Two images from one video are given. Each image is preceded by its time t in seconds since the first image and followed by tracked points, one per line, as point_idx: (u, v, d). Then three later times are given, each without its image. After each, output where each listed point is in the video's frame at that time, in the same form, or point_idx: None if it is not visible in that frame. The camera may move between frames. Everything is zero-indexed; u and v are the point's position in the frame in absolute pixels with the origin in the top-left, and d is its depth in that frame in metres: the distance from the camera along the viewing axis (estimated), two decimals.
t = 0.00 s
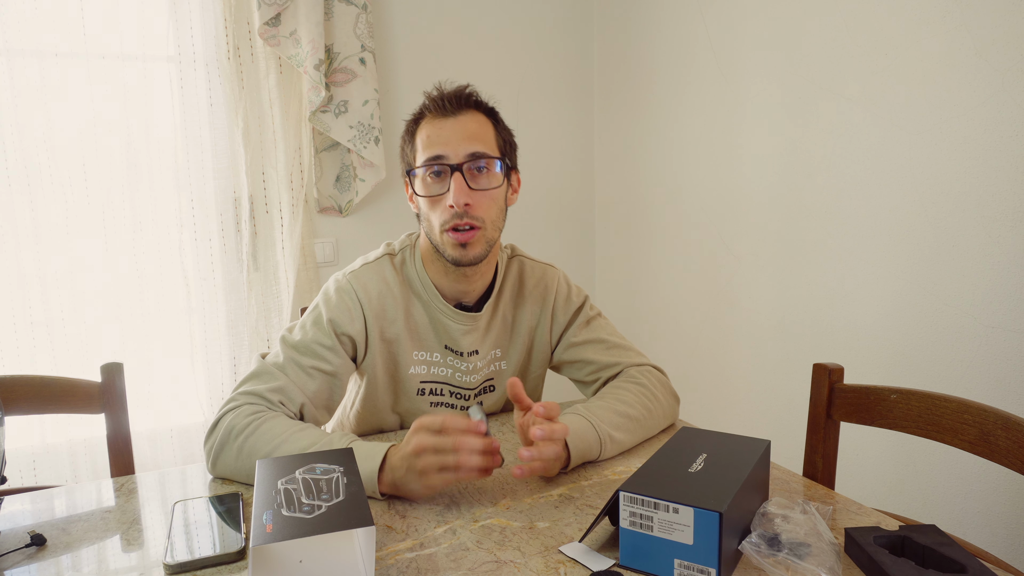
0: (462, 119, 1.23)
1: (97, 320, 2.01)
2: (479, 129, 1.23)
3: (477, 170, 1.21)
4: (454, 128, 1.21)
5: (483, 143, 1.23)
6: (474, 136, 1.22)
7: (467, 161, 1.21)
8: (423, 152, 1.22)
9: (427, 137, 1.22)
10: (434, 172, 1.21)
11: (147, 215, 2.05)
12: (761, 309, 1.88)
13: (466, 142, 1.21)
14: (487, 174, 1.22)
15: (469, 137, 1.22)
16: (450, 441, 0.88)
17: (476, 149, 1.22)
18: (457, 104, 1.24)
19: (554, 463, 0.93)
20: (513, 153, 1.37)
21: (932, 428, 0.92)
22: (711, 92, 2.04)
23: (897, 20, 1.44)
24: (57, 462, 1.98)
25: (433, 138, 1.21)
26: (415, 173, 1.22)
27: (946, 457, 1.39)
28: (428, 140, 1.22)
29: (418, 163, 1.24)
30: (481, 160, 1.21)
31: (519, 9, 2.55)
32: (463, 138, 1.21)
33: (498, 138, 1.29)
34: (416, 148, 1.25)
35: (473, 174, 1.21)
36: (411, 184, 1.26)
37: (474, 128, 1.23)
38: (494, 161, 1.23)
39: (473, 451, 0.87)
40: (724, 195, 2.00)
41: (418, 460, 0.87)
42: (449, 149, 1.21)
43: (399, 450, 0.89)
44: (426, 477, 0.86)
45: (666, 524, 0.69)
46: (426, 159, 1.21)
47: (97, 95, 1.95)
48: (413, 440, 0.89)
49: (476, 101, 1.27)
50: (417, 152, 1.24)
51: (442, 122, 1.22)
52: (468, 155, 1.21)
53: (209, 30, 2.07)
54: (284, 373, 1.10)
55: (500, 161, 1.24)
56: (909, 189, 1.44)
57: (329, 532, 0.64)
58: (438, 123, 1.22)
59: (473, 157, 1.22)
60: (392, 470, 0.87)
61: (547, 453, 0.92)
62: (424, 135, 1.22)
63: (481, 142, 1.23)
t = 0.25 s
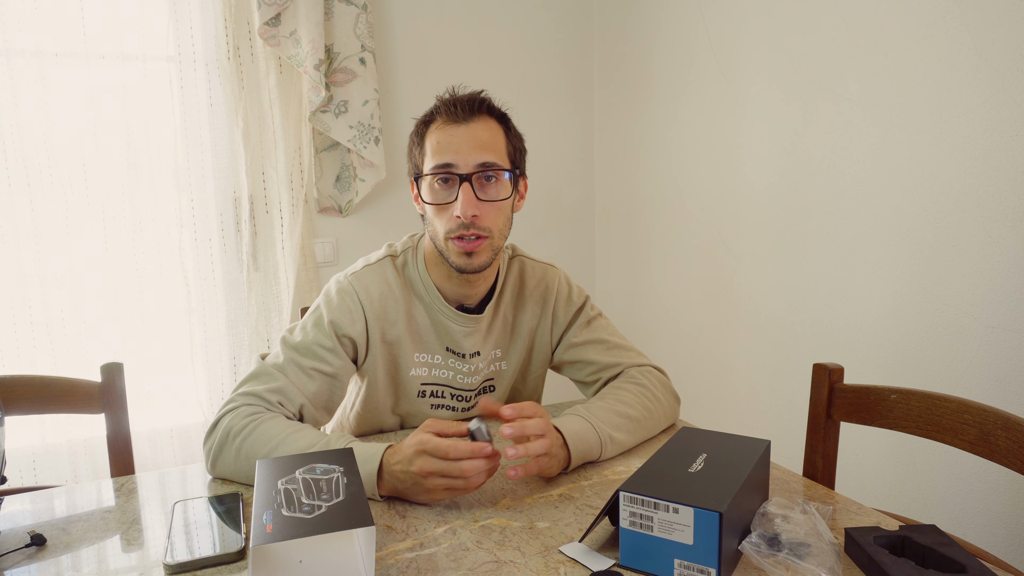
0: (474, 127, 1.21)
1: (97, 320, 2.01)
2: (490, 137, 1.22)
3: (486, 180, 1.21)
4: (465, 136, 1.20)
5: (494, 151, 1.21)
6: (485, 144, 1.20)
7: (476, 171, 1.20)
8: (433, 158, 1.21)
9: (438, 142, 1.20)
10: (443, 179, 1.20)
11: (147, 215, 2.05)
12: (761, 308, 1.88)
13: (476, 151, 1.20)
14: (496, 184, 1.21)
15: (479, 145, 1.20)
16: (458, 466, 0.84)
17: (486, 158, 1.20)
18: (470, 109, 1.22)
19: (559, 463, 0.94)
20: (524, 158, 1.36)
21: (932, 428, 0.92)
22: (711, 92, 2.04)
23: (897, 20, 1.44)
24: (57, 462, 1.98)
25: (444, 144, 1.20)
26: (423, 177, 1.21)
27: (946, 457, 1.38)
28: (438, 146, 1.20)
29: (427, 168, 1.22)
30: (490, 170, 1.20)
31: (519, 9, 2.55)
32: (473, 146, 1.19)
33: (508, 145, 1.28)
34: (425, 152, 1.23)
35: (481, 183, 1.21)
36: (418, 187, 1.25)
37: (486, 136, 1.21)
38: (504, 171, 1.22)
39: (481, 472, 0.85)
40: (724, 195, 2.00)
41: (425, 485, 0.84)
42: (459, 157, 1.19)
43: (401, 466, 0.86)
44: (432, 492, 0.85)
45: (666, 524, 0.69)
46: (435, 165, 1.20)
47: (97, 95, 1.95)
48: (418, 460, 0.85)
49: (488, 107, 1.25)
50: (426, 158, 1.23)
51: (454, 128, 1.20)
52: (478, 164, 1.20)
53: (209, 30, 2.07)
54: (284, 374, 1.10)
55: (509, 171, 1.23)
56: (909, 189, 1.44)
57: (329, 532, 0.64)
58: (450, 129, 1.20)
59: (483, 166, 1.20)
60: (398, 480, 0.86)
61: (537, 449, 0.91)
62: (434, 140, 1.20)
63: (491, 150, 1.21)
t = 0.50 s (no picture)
0: (462, 130, 1.20)
1: (97, 320, 2.01)
2: (480, 139, 1.20)
3: (477, 182, 1.20)
4: (454, 139, 1.19)
5: (483, 153, 1.20)
6: (474, 147, 1.19)
7: (466, 174, 1.19)
8: (423, 163, 1.20)
9: (427, 147, 1.20)
10: (434, 184, 1.20)
11: (147, 215, 2.04)
12: (761, 308, 1.88)
13: (466, 155, 1.19)
14: (487, 187, 1.20)
15: (469, 148, 1.19)
16: (469, 462, 0.86)
17: (476, 160, 1.19)
18: (459, 112, 1.21)
19: (560, 463, 0.94)
20: (521, 156, 1.34)
21: (932, 428, 0.92)
22: (711, 92, 2.04)
23: (897, 20, 1.44)
24: (57, 462, 1.98)
25: (433, 149, 1.19)
26: (415, 183, 1.21)
27: (946, 457, 1.38)
28: (427, 151, 1.19)
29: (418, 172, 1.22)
30: (481, 173, 1.19)
31: (519, 9, 2.55)
32: (462, 150, 1.19)
33: (501, 145, 1.26)
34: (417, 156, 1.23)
35: (473, 186, 1.20)
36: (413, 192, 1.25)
37: (475, 138, 1.20)
38: (495, 173, 1.21)
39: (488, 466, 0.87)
40: (724, 195, 2.00)
41: (434, 482, 0.85)
42: (448, 161, 1.18)
43: (406, 464, 0.86)
44: (438, 489, 0.86)
45: (666, 524, 0.69)
46: (425, 170, 1.20)
47: (97, 95, 1.95)
48: (425, 460, 0.85)
49: (478, 108, 1.24)
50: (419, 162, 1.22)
51: (443, 132, 1.19)
52: (468, 167, 1.19)
53: (209, 30, 2.07)
54: (283, 374, 1.10)
55: (500, 172, 1.22)
56: (909, 189, 1.44)
57: (329, 532, 0.64)
58: (438, 133, 1.19)
59: (473, 169, 1.19)
60: (403, 479, 0.86)
61: (526, 445, 0.91)
62: (424, 145, 1.20)
63: (481, 153, 1.20)
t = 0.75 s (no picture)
0: (462, 136, 1.18)
1: (96, 320, 2.01)
2: (480, 145, 1.19)
3: (477, 189, 1.19)
4: (453, 146, 1.17)
5: (483, 161, 1.19)
6: (474, 154, 1.18)
7: (466, 182, 1.18)
8: (422, 168, 1.19)
9: (426, 153, 1.18)
10: (433, 190, 1.19)
11: (147, 215, 2.04)
12: (761, 308, 1.88)
13: (465, 162, 1.18)
14: (487, 194, 1.20)
15: (468, 155, 1.18)
16: (473, 468, 0.86)
17: (475, 167, 1.18)
18: (458, 117, 1.19)
19: (561, 461, 0.94)
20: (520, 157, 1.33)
21: (932, 428, 0.92)
22: (711, 92, 2.04)
23: (897, 20, 1.44)
24: (57, 462, 1.98)
25: (432, 156, 1.18)
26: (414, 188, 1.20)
27: (946, 457, 1.38)
28: (427, 157, 1.18)
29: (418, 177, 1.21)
30: (481, 180, 1.19)
31: (519, 8, 2.55)
32: (461, 157, 1.18)
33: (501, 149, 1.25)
34: (416, 159, 1.22)
35: (473, 193, 1.19)
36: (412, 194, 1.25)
37: (475, 145, 1.19)
38: (495, 180, 1.20)
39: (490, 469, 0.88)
40: (724, 195, 2.00)
41: (438, 489, 0.85)
42: (447, 169, 1.18)
43: (408, 471, 0.85)
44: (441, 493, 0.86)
45: (666, 524, 0.69)
46: (425, 176, 1.19)
47: (97, 95, 1.95)
48: (427, 468, 0.84)
49: (478, 112, 1.22)
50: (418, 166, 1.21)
51: (442, 138, 1.18)
52: (468, 175, 1.18)
53: (209, 30, 2.07)
54: (283, 374, 1.10)
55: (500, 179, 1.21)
56: (909, 189, 1.44)
57: (329, 532, 0.64)
58: (438, 139, 1.18)
59: (473, 177, 1.18)
60: (406, 484, 0.86)
61: (524, 443, 0.91)
62: (423, 151, 1.19)
63: (481, 159, 1.19)
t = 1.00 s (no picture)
0: (474, 137, 1.19)
1: (96, 320, 2.01)
2: (491, 147, 1.20)
3: (487, 191, 1.20)
4: (465, 147, 1.18)
5: (495, 162, 1.20)
6: (486, 156, 1.19)
7: (477, 183, 1.19)
8: (433, 168, 1.19)
9: (438, 153, 1.19)
10: (443, 190, 1.19)
11: (147, 215, 2.05)
12: (761, 308, 1.88)
13: (476, 163, 1.18)
14: (497, 196, 1.20)
15: (479, 157, 1.18)
16: (473, 469, 0.86)
17: (487, 169, 1.19)
18: (470, 118, 1.20)
19: (561, 456, 0.95)
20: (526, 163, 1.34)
21: (932, 428, 0.92)
22: (711, 92, 2.04)
23: (897, 21, 1.44)
24: (57, 462, 1.98)
25: (444, 156, 1.18)
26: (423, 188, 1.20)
27: (946, 457, 1.38)
28: (438, 157, 1.18)
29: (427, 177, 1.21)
30: (491, 182, 1.19)
31: (519, 8, 2.55)
32: (473, 158, 1.18)
33: (510, 153, 1.26)
34: (425, 160, 1.22)
35: (482, 195, 1.20)
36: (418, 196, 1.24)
37: (487, 147, 1.20)
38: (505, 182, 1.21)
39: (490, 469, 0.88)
40: (724, 195, 2.00)
41: (439, 490, 0.85)
42: (459, 169, 1.18)
43: (408, 473, 0.85)
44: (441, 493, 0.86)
45: (666, 524, 0.69)
46: (435, 176, 1.19)
47: (97, 95, 1.95)
48: (427, 470, 0.84)
49: (489, 115, 1.23)
50: (426, 166, 1.21)
51: (454, 139, 1.18)
52: (479, 176, 1.19)
53: (209, 30, 2.07)
54: (282, 375, 1.10)
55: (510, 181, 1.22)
56: (909, 189, 1.44)
57: (329, 532, 0.64)
58: (450, 140, 1.18)
59: (483, 178, 1.19)
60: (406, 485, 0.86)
61: (522, 439, 0.91)
62: (434, 151, 1.19)
63: (492, 161, 1.19)
